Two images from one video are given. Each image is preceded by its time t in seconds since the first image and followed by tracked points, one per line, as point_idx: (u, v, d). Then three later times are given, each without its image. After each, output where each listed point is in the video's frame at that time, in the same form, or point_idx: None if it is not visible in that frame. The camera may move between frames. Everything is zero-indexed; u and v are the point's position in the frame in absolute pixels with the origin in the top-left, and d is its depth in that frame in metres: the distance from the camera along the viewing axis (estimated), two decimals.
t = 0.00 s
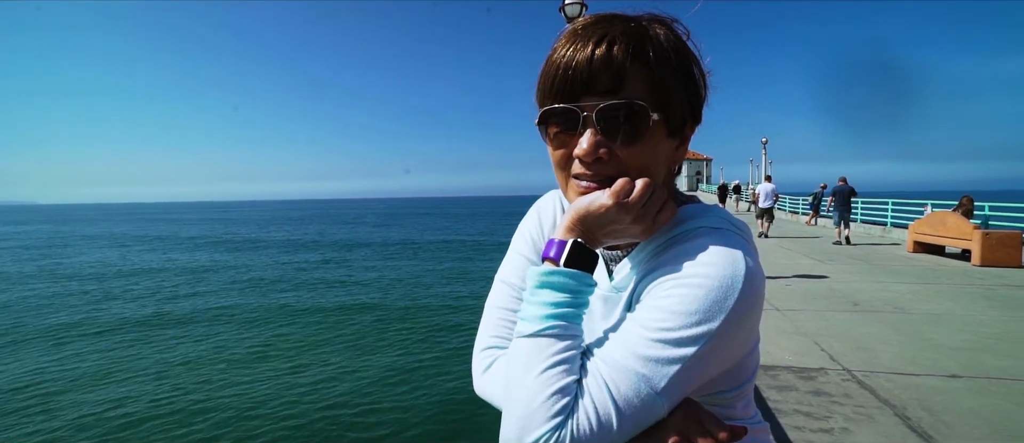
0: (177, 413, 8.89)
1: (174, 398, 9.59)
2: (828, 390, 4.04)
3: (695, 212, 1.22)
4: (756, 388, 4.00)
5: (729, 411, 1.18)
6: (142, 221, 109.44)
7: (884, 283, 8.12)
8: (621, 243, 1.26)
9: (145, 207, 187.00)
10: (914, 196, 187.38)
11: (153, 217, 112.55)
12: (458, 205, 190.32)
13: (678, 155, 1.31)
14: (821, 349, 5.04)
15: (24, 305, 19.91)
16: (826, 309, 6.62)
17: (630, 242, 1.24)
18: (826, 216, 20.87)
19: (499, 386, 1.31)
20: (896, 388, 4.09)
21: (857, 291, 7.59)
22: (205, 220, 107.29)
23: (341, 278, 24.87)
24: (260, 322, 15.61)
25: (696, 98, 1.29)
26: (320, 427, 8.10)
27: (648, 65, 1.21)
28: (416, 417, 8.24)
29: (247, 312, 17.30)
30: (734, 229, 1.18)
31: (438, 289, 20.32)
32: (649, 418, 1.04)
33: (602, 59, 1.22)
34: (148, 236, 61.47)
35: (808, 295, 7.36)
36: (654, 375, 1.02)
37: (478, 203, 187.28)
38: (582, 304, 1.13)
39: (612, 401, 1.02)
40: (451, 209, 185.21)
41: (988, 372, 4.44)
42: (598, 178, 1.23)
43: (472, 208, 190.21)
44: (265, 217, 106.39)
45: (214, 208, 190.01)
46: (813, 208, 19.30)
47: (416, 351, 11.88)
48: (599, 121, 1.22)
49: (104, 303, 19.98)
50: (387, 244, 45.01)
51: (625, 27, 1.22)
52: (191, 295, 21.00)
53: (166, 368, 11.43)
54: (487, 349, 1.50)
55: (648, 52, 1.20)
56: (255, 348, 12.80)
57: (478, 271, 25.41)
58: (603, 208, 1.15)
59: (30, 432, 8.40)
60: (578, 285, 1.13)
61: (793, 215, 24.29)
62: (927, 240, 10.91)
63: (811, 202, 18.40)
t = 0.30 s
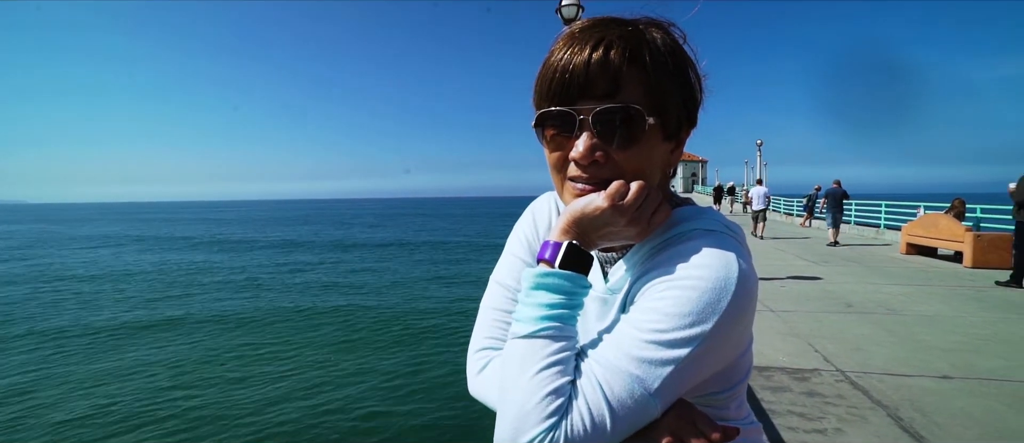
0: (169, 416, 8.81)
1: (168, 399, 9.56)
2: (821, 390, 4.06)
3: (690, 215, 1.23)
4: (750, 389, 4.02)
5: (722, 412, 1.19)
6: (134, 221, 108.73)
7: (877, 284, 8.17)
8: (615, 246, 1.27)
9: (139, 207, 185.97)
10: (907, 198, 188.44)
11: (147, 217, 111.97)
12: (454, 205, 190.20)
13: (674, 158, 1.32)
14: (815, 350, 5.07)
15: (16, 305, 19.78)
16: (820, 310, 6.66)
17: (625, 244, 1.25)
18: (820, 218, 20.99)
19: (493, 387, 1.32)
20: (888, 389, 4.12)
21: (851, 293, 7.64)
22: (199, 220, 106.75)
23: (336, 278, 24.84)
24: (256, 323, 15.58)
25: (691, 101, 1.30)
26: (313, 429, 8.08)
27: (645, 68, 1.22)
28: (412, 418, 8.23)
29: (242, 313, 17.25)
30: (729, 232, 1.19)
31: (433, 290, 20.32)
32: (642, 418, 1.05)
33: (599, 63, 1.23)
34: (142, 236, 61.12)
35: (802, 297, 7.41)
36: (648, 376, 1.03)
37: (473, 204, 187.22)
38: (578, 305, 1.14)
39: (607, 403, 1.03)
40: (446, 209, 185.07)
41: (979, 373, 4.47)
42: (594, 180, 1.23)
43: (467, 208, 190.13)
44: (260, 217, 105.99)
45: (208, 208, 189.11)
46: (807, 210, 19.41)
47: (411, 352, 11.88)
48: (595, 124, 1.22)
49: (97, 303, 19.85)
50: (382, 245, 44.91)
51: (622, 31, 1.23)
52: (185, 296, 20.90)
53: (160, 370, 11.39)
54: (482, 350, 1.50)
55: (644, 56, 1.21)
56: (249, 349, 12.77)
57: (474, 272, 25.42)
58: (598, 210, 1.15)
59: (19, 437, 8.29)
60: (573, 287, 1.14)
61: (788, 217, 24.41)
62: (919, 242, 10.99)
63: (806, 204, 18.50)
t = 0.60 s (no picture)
0: (167, 417, 8.79)
1: (165, 400, 9.57)
2: (819, 393, 4.07)
3: (689, 214, 1.23)
4: (749, 391, 4.02)
5: (721, 413, 1.19)
6: (133, 220, 108.57)
7: (876, 287, 8.18)
8: (613, 247, 1.27)
9: (137, 206, 185.77)
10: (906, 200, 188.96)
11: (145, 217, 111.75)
12: (453, 206, 190.13)
13: (670, 160, 1.32)
14: (813, 353, 5.07)
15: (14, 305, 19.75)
16: (819, 312, 6.66)
17: (622, 245, 1.25)
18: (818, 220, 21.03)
19: (492, 389, 1.32)
20: (886, 392, 4.12)
21: (849, 295, 7.65)
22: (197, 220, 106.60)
23: (334, 279, 24.82)
24: (254, 324, 15.56)
25: (686, 103, 1.30)
26: (314, 429, 8.09)
27: (639, 71, 1.22)
28: (409, 420, 8.22)
29: (241, 314, 17.23)
30: (726, 232, 1.19)
31: (432, 291, 20.30)
32: (641, 418, 1.05)
33: (594, 66, 1.23)
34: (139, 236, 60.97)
35: (801, 299, 7.42)
36: (645, 377, 1.03)
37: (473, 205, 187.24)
38: (574, 306, 1.14)
39: (604, 404, 1.03)
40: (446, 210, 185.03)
41: (977, 376, 4.48)
42: (591, 182, 1.24)
43: (467, 209, 190.10)
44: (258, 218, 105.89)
45: (207, 208, 188.91)
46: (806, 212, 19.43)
47: (410, 353, 11.86)
48: (591, 126, 1.22)
49: (94, 304, 19.78)
50: (381, 246, 44.87)
51: (616, 34, 1.24)
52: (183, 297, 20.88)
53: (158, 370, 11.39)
54: (480, 352, 1.50)
55: (639, 58, 1.21)
56: (247, 350, 12.77)
57: (472, 273, 25.40)
58: (595, 211, 1.15)
59: (16, 439, 8.25)
60: (571, 288, 1.14)
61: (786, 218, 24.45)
62: (918, 244, 11.01)
63: (804, 206, 18.55)
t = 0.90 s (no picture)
0: (169, 416, 8.80)
1: (166, 399, 9.59)
2: (819, 394, 4.07)
3: (688, 216, 1.23)
4: (749, 393, 4.02)
5: (722, 414, 1.19)
6: (133, 219, 108.59)
7: (877, 288, 8.18)
8: (613, 249, 1.27)
9: (138, 205, 185.88)
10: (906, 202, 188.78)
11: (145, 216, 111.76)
12: (453, 206, 190.14)
13: (670, 162, 1.32)
14: (814, 354, 5.07)
15: (14, 304, 19.73)
16: (819, 314, 6.66)
17: (622, 247, 1.25)
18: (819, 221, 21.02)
19: (493, 390, 1.32)
20: (887, 393, 4.12)
21: (850, 296, 7.65)
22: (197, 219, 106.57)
23: (334, 279, 24.82)
24: (254, 323, 15.58)
25: (686, 106, 1.30)
26: (315, 428, 8.12)
27: (639, 75, 1.22)
28: (409, 421, 8.23)
29: (241, 313, 17.27)
30: (726, 234, 1.19)
31: (432, 291, 20.31)
32: (641, 419, 1.05)
33: (593, 69, 1.24)
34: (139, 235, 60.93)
35: (800, 300, 7.42)
36: (645, 378, 1.03)
37: (473, 205, 187.22)
38: (575, 308, 1.15)
39: (605, 404, 1.03)
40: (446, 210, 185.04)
41: (978, 377, 4.48)
42: (591, 184, 1.24)
43: (467, 209, 190.07)
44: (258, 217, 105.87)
45: (207, 207, 188.97)
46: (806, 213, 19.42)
47: (410, 353, 11.89)
48: (591, 129, 1.23)
49: (94, 303, 19.79)
50: (381, 245, 44.86)
51: (616, 38, 1.24)
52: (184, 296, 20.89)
53: (159, 369, 11.41)
54: (481, 354, 1.50)
55: (638, 62, 1.22)
56: (248, 349, 12.79)
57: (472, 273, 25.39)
58: (594, 213, 1.16)
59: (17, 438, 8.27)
60: (571, 290, 1.14)
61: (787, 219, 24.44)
62: (918, 246, 11.02)
63: (805, 207, 18.54)
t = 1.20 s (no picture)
0: (171, 418, 8.79)
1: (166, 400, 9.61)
2: (819, 396, 4.07)
3: (688, 218, 1.24)
4: (749, 395, 4.02)
5: (721, 416, 1.19)
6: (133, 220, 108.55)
7: (877, 291, 8.17)
8: (613, 250, 1.27)
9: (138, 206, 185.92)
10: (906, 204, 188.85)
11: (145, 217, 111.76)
12: (454, 207, 190.14)
13: (670, 164, 1.32)
14: (813, 356, 5.07)
15: (14, 305, 19.71)
16: (819, 316, 6.66)
17: (622, 248, 1.26)
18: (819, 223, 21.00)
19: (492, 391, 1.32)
20: (887, 396, 4.12)
21: (849, 299, 7.65)
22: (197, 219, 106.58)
23: (334, 280, 24.82)
24: (254, 325, 15.59)
25: (686, 108, 1.31)
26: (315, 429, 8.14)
27: (640, 77, 1.23)
28: (408, 422, 8.22)
29: (241, 314, 17.28)
30: (725, 236, 1.20)
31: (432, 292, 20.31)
32: (641, 421, 1.05)
33: (595, 71, 1.24)
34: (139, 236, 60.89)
35: (800, 302, 7.42)
36: (645, 380, 1.03)
37: (473, 206, 187.26)
38: (575, 309, 1.15)
39: (604, 405, 1.03)
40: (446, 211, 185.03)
41: (978, 380, 4.47)
42: (590, 186, 1.24)
43: (467, 211, 190.06)
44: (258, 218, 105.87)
45: (207, 208, 188.99)
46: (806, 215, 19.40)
47: (409, 354, 11.91)
48: (591, 131, 1.23)
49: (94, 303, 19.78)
50: (381, 246, 44.85)
51: (617, 40, 1.25)
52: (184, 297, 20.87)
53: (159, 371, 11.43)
54: (481, 355, 1.50)
55: (639, 64, 1.22)
56: (248, 350, 12.82)
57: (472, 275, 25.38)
58: (594, 214, 1.16)
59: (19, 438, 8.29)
60: (571, 291, 1.14)
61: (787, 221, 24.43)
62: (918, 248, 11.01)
63: (805, 209, 18.52)
